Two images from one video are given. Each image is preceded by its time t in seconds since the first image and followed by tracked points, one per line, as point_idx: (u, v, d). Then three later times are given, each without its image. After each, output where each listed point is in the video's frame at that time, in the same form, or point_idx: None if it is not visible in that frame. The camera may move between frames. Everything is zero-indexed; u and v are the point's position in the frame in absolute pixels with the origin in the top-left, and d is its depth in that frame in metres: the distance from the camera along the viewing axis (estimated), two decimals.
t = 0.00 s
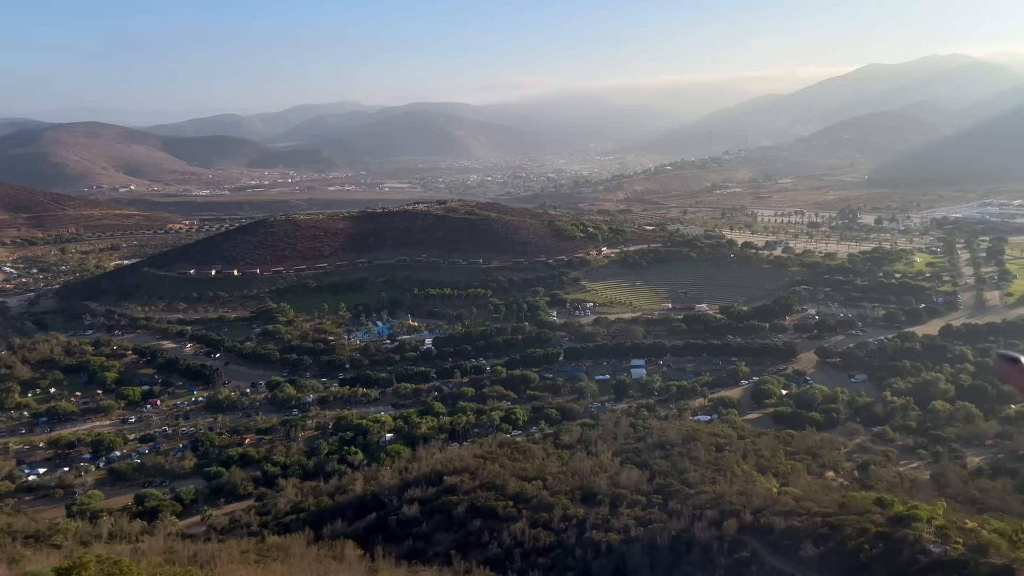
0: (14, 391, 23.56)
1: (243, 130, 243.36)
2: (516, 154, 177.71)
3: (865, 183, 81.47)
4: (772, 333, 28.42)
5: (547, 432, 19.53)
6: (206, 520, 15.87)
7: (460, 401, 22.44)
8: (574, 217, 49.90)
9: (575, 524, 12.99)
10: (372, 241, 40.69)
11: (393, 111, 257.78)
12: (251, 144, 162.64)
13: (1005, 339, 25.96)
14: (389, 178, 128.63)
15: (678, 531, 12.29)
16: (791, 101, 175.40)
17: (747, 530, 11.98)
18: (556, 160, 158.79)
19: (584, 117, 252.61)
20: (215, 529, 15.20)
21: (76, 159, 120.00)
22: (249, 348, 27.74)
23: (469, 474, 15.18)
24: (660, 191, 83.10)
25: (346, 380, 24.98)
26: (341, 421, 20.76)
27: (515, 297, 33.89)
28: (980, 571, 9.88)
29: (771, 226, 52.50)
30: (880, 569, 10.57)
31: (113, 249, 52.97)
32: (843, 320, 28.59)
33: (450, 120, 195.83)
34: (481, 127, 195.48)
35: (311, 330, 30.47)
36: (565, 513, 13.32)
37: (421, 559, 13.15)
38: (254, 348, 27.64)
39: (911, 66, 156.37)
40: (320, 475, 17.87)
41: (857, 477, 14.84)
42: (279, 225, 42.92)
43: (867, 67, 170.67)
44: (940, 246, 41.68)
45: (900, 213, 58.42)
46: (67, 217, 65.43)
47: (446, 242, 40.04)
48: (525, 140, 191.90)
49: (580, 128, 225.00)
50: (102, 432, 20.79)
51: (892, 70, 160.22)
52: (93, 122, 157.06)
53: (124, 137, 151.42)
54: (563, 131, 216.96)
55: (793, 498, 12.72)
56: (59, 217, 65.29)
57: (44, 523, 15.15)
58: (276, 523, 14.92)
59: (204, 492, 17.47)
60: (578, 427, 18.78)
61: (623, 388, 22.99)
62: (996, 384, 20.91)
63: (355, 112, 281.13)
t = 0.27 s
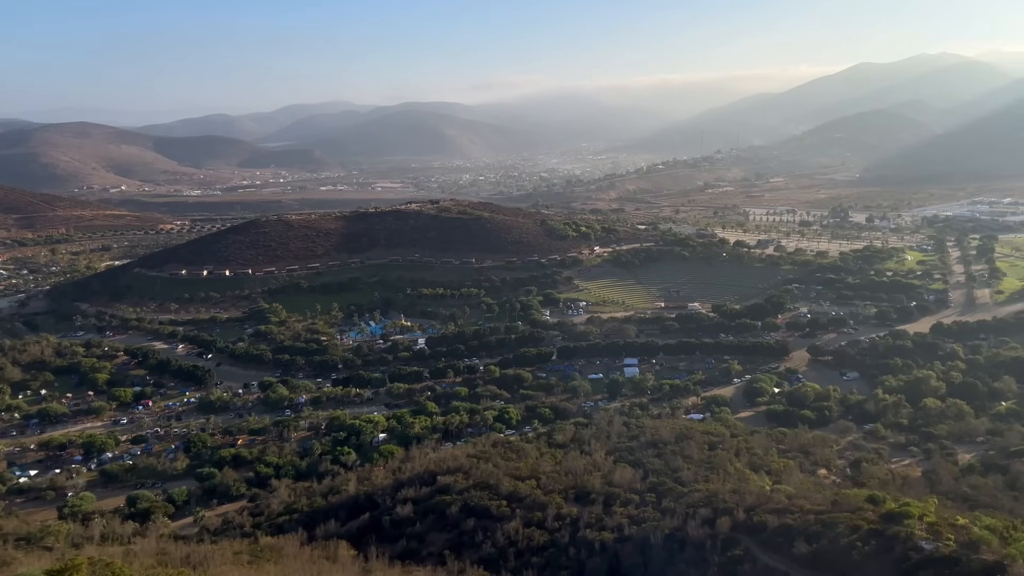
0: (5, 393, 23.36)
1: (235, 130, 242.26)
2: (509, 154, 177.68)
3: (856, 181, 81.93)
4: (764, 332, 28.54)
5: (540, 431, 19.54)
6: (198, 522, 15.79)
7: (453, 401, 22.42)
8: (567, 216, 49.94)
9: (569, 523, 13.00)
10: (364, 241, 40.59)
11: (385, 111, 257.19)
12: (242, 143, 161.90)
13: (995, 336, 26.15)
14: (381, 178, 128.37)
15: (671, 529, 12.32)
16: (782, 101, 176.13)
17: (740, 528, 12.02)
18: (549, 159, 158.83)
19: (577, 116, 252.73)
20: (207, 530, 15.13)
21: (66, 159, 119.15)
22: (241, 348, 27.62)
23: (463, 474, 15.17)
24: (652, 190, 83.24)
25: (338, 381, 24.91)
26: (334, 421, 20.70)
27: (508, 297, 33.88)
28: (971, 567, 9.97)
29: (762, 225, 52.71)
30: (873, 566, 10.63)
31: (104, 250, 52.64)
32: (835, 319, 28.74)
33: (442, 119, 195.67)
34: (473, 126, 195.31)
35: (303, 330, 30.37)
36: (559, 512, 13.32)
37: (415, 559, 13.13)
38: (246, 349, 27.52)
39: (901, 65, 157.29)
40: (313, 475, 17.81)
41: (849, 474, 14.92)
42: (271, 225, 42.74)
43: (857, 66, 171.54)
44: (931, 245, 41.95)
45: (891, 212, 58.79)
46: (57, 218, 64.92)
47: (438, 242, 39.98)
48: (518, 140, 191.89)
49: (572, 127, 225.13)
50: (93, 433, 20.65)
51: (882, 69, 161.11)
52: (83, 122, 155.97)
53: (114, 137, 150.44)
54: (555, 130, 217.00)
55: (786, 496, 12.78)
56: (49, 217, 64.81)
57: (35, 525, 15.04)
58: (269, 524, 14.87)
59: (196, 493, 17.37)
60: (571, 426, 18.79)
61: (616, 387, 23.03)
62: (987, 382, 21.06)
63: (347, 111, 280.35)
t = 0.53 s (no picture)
0: None
1: (226, 130, 241.16)
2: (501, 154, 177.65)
3: (847, 181, 82.36)
4: (756, 330, 28.64)
5: (534, 431, 19.54)
6: (191, 524, 15.70)
7: (446, 402, 22.39)
8: (559, 216, 49.96)
9: (562, 523, 13.02)
10: (357, 241, 40.47)
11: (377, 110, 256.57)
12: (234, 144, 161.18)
13: (985, 334, 26.35)
14: (373, 178, 128.08)
15: (665, 528, 12.35)
16: (773, 100, 176.77)
17: (733, 527, 12.06)
18: (541, 159, 158.83)
19: (569, 116, 252.90)
20: (200, 532, 15.06)
21: (56, 160, 118.29)
22: (233, 349, 27.49)
23: (456, 474, 15.16)
24: (644, 190, 83.40)
25: (331, 382, 24.83)
26: (327, 422, 20.63)
27: (501, 297, 33.86)
28: (963, 564, 10.06)
29: (754, 224, 52.88)
30: (865, 564, 10.69)
31: (95, 251, 52.30)
32: (827, 318, 28.88)
33: (434, 119, 195.41)
34: (465, 126, 195.12)
35: (296, 331, 30.25)
36: (552, 511, 13.33)
37: (408, 559, 13.10)
38: (239, 350, 27.39)
39: (891, 64, 158.12)
40: (306, 477, 17.76)
41: (841, 472, 15.00)
42: (263, 226, 42.55)
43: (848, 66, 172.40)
44: (922, 243, 42.20)
45: (882, 211, 59.10)
46: (47, 219, 64.46)
47: (431, 242, 39.92)
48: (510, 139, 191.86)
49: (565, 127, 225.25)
50: (85, 435, 20.50)
51: (872, 69, 161.98)
52: (73, 123, 154.92)
53: (104, 137, 149.45)
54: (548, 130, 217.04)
55: (779, 494, 12.84)
56: (39, 218, 64.32)
57: (26, 528, 14.92)
58: (262, 525, 14.81)
59: (189, 495, 17.27)
60: (564, 426, 18.80)
61: (609, 386, 23.05)
62: (978, 379, 21.22)
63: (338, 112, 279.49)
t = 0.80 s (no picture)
0: None
1: (218, 131, 240.17)
2: (494, 154, 177.63)
3: (839, 180, 82.77)
4: (749, 330, 28.74)
5: (527, 431, 19.53)
6: (184, 526, 15.62)
7: (440, 402, 22.36)
8: (553, 216, 49.94)
9: (557, 523, 13.02)
10: (349, 242, 40.38)
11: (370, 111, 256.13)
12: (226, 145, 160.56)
13: (976, 333, 26.52)
14: (366, 178, 127.80)
15: (658, 528, 12.39)
16: (766, 100, 177.44)
17: (727, 526, 12.10)
18: (535, 159, 158.85)
19: (562, 116, 253.04)
20: (193, 534, 14.98)
21: (47, 161, 117.49)
22: (226, 351, 27.37)
23: (450, 475, 15.14)
24: (637, 190, 83.55)
25: (325, 383, 24.74)
26: (321, 424, 20.57)
27: (494, 297, 33.84)
28: (956, 562, 10.15)
29: (747, 224, 53.06)
30: (859, 562, 10.73)
31: (86, 253, 52.00)
32: (819, 317, 29.01)
33: (428, 119, 195.17)
34: (459, 126, 194.99)
35: (288, 332, 30.15)
36: (546, 512, 13.33)
37: (403, 560, 13.06)
38: (231, 351, 27.27)
39: (883, 64, 158.91)
40: (300, 478, 17.70)
41: (834, 471, 15.08)
42: (255, 227, 42.39)
43: (839, 66, 173.22)
44: (913, 242, 42.44)
45: (874, 210, 59.41)
46: (38, 221, 64.05)
47: (424, 242, 39.86)
48: (503, 140, 191.84)
49: (558, 128, 225.32)
50: (77, 438, 20.35)
51: (864, 69, 162.75)
52: (64, 124, 153.91)
53: (96, 139, 148.56)
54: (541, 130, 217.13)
55: (772, 493, 12.89)
56: (29, 220, 63.87)
57: (17, 531, 14.82)
58: (256, 527, 14.74)
59: (182, 497, 17.17)
60: (558, 426, 18.80)
61: (603, 386, 23.07)
62: (970, 378, 21.35)
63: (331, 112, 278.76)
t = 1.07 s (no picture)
0: None
1: (211, 132, 239.29)
2: (488, 155, 177.65)
3: (832, 180, 83.12)
4: (743, 330, 28.82)
5: (522, 432, 19.53)
6: (178, 528, 15.56)
7: (434, 403, 22.32)
8: (547, 217, 50.00)
9: (551, 523, 13.02)
10: (343, 243, 40.29)
11: (364, 111, 255.72)
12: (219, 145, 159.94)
13: (969, 332, 26.69)
14: (360, 179, 127.52)
15: (653, 527, 12.40)
16: (759, 101, 178.03)
17: (721, 525, 12.12)
18: (529, 159, 158.86)
19: (556, 116, 253.19)
20: (187, 536, 14.92)
21: (39, 162, 116.74)
22: (220, 352, 27.26)
23: (445, 476, 15.11)
24: (631, 190, 83.72)
25: (319, 384, 24.67)
26: (315, 425, 20.51)
27: (489, 298, 33.83)
28: (949, 560, 10.21)
29: (741, 224, 53.24)
30: (853, 561, 10.77)
31: (79, 254, 51.71)
32: (813, 317, 29.14)
33: (422, 120, 194.96)
34: (452, 127, 194.86)
35: (282, 333, 30.06)
36: (541, 512, 13.33)
37: (397, 561, 13.03)
38: (225, 353, 27.17)
39: (875, 64, 159.65)
40: (294, 479, 17.65)
41: (827, 470, 15.15)
42: (249, 228, 42.25)
43: (832, 67, 173.96)
44: (906, 242, 42.69)
45: (866, 210, 59.73)
46: (30, 222, 63.66)
47: (418, 243, 39.81)
48: (497, 140, 191.84)
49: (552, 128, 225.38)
50: (70, 440, 20.24)
51: (856, 69, 163.48)
52: (56, 125, 153.02)
53: (88, 140, 147.80)
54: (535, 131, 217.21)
55: (766, 493, 12.92)
56: (21, 222, 63.46)
57: (10, 535, 14.73)
58: (250, 529, 14.69)
59: (176, 499, 17.10)
60: (553, 426, 18.80)
61: (597, 386, 23.09)
62: (962, 377, 21.48)
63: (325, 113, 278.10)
